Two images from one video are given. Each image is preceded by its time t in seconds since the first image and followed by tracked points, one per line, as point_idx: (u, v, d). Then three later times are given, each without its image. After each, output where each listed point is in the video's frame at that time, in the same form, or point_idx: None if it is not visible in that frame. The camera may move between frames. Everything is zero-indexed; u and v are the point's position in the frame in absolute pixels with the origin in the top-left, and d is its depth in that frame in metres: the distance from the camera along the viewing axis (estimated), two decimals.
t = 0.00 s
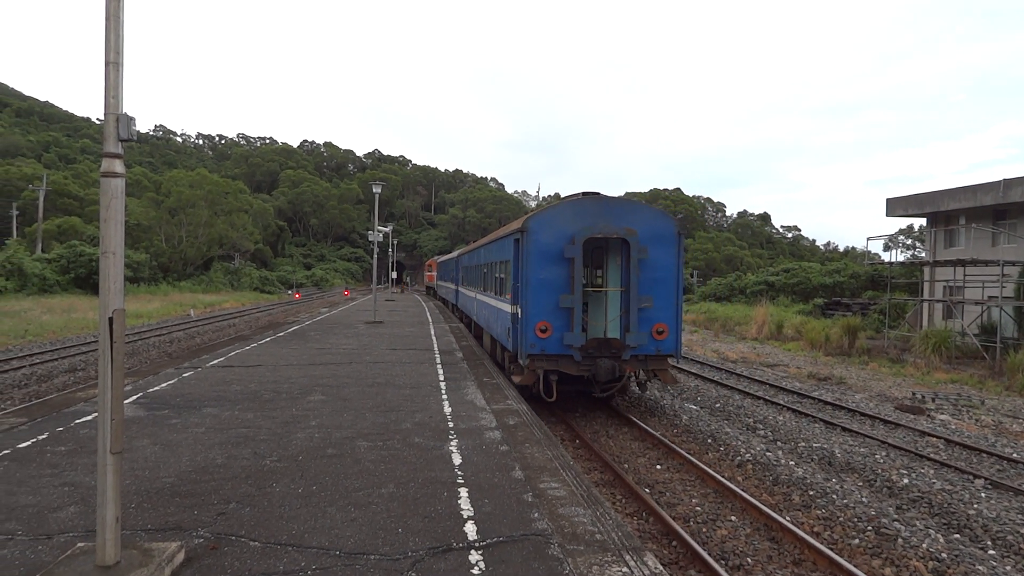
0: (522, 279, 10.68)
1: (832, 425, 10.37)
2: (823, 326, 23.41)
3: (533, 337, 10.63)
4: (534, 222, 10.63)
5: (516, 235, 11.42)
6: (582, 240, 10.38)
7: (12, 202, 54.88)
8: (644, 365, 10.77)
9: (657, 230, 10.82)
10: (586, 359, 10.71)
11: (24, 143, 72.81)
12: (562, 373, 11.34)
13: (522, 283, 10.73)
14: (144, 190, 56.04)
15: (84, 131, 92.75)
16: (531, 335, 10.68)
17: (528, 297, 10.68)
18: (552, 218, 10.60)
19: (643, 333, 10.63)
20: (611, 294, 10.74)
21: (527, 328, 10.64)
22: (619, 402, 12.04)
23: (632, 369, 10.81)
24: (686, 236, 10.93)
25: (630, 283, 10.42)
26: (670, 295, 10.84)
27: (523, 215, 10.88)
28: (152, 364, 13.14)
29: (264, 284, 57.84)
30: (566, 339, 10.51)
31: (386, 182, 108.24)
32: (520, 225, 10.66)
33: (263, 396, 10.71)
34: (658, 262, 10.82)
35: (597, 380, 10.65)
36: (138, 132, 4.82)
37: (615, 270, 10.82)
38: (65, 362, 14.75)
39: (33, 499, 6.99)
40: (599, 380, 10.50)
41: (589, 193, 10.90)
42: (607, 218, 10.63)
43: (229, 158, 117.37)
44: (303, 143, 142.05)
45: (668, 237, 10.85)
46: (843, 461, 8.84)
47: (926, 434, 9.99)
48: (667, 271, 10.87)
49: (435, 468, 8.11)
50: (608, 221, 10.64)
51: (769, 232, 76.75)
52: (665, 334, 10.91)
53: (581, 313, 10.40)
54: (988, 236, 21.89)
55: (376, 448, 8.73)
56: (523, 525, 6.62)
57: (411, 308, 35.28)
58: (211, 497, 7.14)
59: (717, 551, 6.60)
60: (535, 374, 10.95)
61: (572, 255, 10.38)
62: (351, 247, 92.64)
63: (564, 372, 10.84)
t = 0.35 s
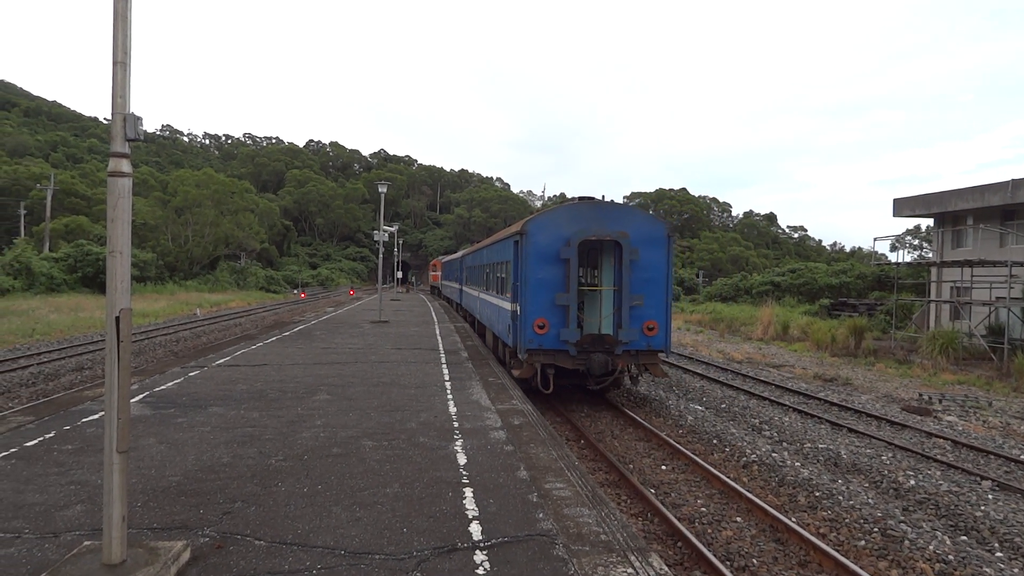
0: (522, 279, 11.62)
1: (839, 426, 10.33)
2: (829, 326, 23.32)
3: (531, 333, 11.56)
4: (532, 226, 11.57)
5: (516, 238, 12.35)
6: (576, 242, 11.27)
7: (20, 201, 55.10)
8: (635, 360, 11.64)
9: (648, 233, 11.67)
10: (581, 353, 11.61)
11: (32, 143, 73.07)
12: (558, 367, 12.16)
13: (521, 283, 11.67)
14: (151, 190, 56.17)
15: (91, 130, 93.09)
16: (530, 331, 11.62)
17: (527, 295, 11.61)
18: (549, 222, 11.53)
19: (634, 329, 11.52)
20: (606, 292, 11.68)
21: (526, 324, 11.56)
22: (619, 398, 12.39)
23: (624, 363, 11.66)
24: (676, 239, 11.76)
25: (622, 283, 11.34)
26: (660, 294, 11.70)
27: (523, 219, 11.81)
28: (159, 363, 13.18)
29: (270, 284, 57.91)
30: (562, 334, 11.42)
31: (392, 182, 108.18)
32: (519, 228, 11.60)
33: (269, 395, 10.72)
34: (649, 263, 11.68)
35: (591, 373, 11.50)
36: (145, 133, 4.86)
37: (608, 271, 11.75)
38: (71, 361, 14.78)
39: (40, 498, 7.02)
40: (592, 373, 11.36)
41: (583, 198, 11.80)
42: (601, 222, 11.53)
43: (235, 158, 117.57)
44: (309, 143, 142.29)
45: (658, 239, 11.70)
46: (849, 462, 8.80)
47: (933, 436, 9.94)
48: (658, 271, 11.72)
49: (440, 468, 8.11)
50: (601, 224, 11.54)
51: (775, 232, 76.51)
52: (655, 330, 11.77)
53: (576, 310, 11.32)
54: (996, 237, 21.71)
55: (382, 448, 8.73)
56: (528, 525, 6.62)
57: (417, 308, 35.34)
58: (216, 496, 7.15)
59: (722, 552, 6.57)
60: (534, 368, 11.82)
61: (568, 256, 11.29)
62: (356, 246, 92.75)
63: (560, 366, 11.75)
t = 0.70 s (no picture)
0: (519, 280, 12.45)
1: (842, 429, 10.31)
2: (833, 329, 23.30)
3: (528, 331, 12.36)
4: (530, 232, 12.47)
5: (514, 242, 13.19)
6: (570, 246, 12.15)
7: (25, 201, 55.22)
8: (626, 356, 12.50)
9: (637, 238, 12.60)
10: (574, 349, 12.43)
11: (37, 143, 73.25)
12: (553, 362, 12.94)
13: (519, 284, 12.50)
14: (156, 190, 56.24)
15: (96, 131, 93.29)
16: (526, 329, 12.40)
17: (523, 295, 12.44)
18: (545, 227, 12.41)
19: (624, 328, 12.37)
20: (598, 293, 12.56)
21: (523, 323, 12.36)
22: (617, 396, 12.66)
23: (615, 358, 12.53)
24: (663, 243, 12.68)
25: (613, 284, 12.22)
26: (649, 295, 12.59)
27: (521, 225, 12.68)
28: (163, 363, 13.20)
29: (274, 285, 57.96)
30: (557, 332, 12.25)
31: (396, 183, 108.28)
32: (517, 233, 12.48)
33: (272, 396, 10.72)
34: (638, 265, 12.58)
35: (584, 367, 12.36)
36: (151, 134, 4.89)
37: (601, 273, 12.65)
38: (76, 360, 14.83)
39: (43, 497, 7.03)
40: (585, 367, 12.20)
41: (577, 205, 12.72)
42: (594, 228, 12.44)
43: (240, 159, 117.69)
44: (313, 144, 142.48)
45: (646, 244, 12.62)
46: (853, 465, 8.77)
47: (937, 439, 9.92)
48: (646, 273, 12.63)
49: (444, 469, 8.12)
50: (594, 230, 12.44)
51: (778, 235, 76.52)
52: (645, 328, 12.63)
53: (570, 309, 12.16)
54: (1001, 240, 21.67)
55: (385, 449, 8.73)
56: (531, 527, 6.61)
57: (420, 309, 35.35)
58: (219, 496, 7.15)
59: (725, 555, 6.55)
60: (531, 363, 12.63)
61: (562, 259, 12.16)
62: (360, 247, 92.80)
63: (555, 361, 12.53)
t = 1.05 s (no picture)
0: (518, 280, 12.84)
1: (847, 431, 10.28)
2: (837, 331, 23.27)
3: (526, 329, 12.74)
4: (528, 234, 12.88)
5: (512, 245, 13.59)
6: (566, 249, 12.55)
7: (31, 201, 55.35)
8: (619, 352, 12.93)
9: (630, 240, 12.98)
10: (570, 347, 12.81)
11: (43, 143, 73.43)
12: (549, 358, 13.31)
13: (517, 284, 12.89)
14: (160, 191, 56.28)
15: (102, 132, 93.47)
16: (524, 327, 12.79)
17: (522, 295, 12.83)
18: (543, 230, 12.82)
19: (617, 326, 12.76)
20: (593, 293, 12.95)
21: (521, 321, 12.75)
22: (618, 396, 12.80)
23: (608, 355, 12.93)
24: (655, 246, 13.08)
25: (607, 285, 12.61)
26: (641, 295, 12.98)
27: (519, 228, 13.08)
28: (168, 363, 13.23)
29: (278, 286, 58.03)
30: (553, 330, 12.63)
31: (400, 184, 108.31)
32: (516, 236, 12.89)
33: (277, 396, 10.73)
34: (631, 267, 12.96)
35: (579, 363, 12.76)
36: (156, 133, 4.87)
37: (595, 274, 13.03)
38: (81, 360, 14.86)
39: (48, 497, 7.04)
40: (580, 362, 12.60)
41: (573, 209, 13.12)
42: (589, 230, 12.83)
43: (245, 160, 117.83)
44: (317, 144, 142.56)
45: (639, 246, 13.00)
46: (858, 467, 8.74)
47: (942, 441, 9.89)
48: (638, 274, 13.00)
49: (447, 469, 8.12)
50: (589, 233, 12.83)
51: (783, 236, 76.41)
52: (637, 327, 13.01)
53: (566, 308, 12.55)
54: (1006, 242, 21.60)
55: (389, 450, 8.74)
56: (535, 529, 6.60)
57: (424, 309, 35.37)
58: (224, 496, 7.17)
59: (729, 556, 6.55)
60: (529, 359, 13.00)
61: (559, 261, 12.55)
62: (364, 248, 92.86)
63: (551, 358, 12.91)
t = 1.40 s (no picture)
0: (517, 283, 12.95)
1: (852, 435, 10.25)
2: (842, 334, 23.19)
3: (525, 329, 12.83)
4: (526, 238, 12.99)
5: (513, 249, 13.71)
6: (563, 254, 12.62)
7: (38, 203, 55.55)
8: (614, 351, 12.95)
9: (625, 244, 13.01)
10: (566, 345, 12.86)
11: (50, 146, 73.75)
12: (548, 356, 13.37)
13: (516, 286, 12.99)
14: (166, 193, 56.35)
15: (108, 134, 93.83)
16: (522, 327, 12.88)
17: (521, 296, 12.93)
18: (541, 234, 12.92)
19: (611, 326, 12.79)
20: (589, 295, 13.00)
21: (520, 321, 12.84)
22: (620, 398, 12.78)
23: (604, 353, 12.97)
24: (649, 249, 13.09)
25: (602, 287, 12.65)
26: (635, 296, 13.00)
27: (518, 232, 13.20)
28: (173, 365, 13.25)
29: (282, 288, 58.19)
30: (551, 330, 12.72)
31: (404, 187, 108.49)
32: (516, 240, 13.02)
33: (282, 398, 10.76)
34: (625, 270, 12.97)
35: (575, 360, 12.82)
36: (162, 135, 4.90)
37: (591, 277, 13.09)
38: (86, 362, 14.89)
39: (54, 498, 7.06)
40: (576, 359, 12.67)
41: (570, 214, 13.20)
42: (585, 235, 12.90)
43: (250, 162, 118.15)
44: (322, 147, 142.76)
45: (634, 249, 13.02)
46: (863, 471, 8.71)
47: (948, 446, 9.85)
48: (632, 277, 13.02)
49: (452, 473, 8.11)
50: (585, 237, 12.91)
51: (787, 239, 76.26)
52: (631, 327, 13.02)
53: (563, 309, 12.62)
54: (1012, 246, 21.51)
55: (393, 453, 8.74)
56: (540, 533, 6.59)
57: (428, 312, 35.36)
58: (229, 499, 7.18)
59: (734, 560, 6.53)
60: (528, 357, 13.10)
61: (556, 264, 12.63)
62: (368, 251, 92.98)
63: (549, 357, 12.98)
